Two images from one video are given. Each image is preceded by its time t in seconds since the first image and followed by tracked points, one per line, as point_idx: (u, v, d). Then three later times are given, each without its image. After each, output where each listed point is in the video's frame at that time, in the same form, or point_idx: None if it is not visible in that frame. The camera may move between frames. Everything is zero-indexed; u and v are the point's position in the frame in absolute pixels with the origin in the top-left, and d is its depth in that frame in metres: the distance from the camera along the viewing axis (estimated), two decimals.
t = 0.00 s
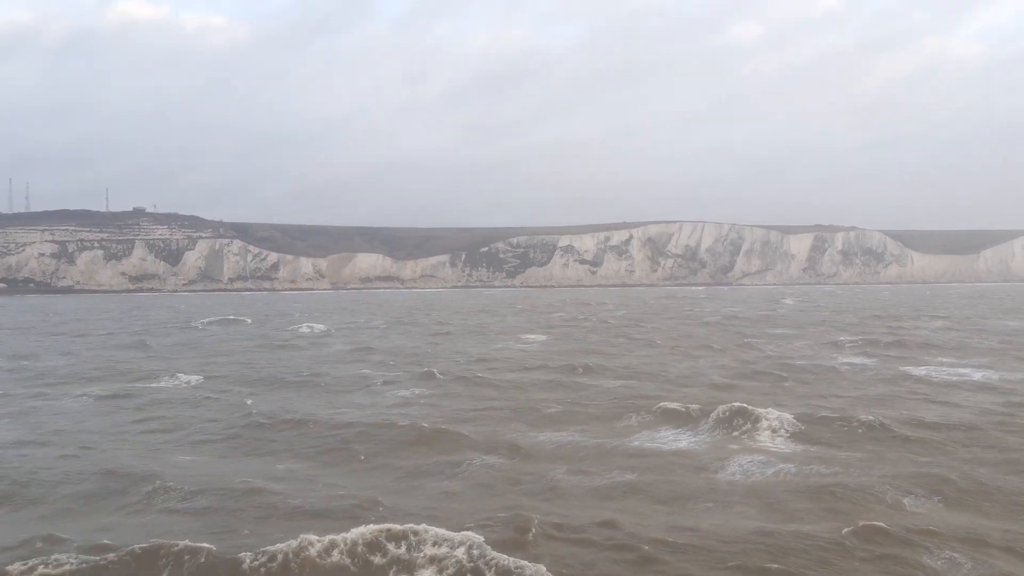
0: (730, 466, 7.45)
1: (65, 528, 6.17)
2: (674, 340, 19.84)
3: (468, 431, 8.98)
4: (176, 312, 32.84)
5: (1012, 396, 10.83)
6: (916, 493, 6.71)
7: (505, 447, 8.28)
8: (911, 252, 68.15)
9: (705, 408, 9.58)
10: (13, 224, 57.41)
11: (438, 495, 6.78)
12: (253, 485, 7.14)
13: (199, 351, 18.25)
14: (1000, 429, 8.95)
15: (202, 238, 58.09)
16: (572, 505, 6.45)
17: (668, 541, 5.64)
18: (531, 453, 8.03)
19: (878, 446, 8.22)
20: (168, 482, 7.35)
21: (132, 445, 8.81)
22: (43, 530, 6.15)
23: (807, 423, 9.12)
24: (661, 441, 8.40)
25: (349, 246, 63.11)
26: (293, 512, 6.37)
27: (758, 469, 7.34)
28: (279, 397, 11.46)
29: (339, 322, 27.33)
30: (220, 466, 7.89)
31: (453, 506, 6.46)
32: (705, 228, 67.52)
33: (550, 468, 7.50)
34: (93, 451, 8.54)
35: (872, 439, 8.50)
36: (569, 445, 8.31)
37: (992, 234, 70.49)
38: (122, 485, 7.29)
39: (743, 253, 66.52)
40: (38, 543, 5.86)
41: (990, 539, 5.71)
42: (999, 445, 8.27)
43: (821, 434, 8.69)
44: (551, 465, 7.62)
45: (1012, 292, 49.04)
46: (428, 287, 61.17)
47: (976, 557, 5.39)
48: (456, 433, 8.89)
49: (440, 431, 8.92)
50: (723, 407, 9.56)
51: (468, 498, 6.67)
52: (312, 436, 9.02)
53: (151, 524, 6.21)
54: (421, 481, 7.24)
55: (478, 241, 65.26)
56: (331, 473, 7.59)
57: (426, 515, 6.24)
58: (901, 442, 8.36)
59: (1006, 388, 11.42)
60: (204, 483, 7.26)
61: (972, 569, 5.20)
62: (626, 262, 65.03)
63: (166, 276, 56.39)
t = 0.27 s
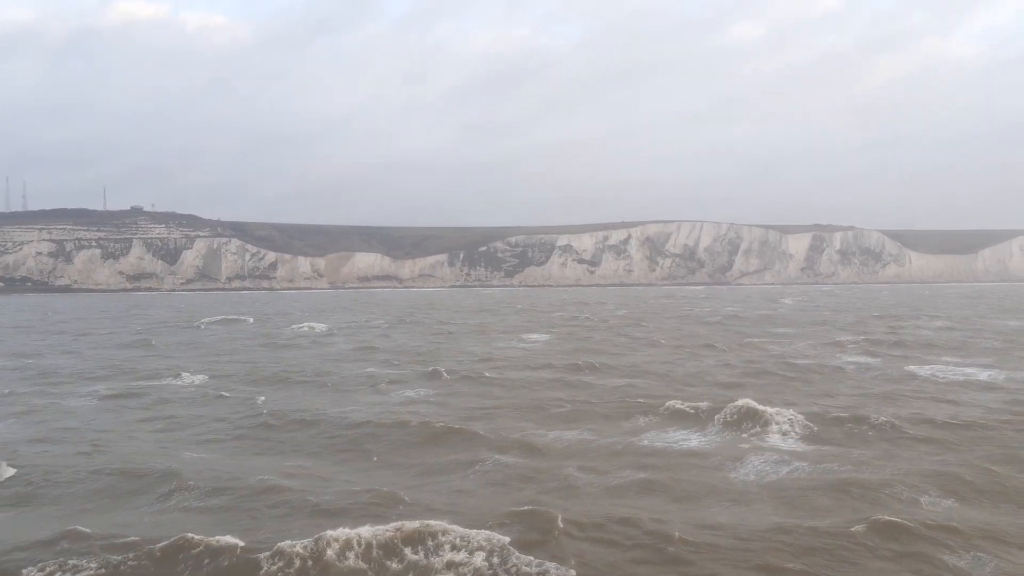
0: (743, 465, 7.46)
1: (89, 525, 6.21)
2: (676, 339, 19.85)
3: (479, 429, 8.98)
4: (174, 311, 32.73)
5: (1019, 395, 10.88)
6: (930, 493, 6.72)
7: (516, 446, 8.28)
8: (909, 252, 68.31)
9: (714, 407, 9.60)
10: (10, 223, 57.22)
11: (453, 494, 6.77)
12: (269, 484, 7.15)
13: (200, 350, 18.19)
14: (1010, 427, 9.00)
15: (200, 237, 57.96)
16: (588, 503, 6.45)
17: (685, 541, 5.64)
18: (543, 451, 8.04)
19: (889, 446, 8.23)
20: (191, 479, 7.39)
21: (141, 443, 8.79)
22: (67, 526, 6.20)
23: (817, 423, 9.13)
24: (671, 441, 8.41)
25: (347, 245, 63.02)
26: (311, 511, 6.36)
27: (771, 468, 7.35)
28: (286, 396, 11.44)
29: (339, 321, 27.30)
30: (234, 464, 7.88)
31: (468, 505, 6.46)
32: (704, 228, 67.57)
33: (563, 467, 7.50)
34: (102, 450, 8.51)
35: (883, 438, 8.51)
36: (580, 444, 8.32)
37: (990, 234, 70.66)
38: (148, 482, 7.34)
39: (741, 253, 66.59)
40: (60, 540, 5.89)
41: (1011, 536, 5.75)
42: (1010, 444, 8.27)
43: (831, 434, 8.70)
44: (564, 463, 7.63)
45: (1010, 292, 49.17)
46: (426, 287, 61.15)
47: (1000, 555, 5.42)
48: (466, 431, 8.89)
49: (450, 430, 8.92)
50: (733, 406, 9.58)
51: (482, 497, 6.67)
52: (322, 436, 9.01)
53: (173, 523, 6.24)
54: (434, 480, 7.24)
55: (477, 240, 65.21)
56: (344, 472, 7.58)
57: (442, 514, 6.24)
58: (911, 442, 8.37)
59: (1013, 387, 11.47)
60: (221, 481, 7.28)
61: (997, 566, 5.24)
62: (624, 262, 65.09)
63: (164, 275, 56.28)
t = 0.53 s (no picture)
0: (758, 465, 7.46)
1: (112, 522, 6.26)
2: (680, 339, 19.85)
3: (490, 428, 8.97)
4: (175, 310, 32.72)
5: None
6: (946, 492, 6.71)
7: (529, 445, 8.27)
8: (909, 252, 68.37)
9: (725, 406, 9.60)
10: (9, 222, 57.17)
11: (468, 494, 6.77)
12: (288, 484, 7.16)
13: (204, 350, 18.17)
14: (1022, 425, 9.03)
15: (200, 236, 57.92)
16: (604, 503, 6.44)
17: (705, 540, 5.64)
18: (556, 451, 8.04)
19: (902, 445, 8.22)
20: (215, 477, 7.43)
21: (152, 442, 8.78)
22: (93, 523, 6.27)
23: (829, 423, 9.12)
24: (683, 439, 8.42)
25: (347, 244, 62.99)
26: (329, 510, 6.38)
27: (786, 468, 7.35)
28: (294, 395, 11.43)
29: (340, 321, 27.29)
30: (248, 463, 7.89)
31: (485, 505, 6.46)
32: (703, 227, 67.58)
33: (577, 467, 7.50)
34: (113, 450, 8.51)
35: (895, 438, 8.51)
36: (593, 443, 8.32)
37: (990, 233, 70.73)
38: (174, 479, 7.41)
39: (741, 252, 66.60)
40: (84, 537, 5.94)
41: None
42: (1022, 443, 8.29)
43: (843, 434, 8.70)
44: (578, 463, 7.63)
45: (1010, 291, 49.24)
46: (426, 286, 61.15)
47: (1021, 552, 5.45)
48: (478, 430, 8.88)
49: (462, 429, 8.92)
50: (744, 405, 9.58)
51: (497, 497, 6.66)
52: (333, 435, 9.00)
53: (195, 521, 6.27)
54: (449, 479, 7.23)
55: (476, 239, 65.19)
56: (357, 471, 7.58)
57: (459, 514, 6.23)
58: (924, 442, 8.36)
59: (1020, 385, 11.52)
60: (238, 480, 7.29)
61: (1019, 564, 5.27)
62: (624, 261, 65.11)
63: (163, 274, 56.26)
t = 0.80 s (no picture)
0: (775, 462, 7.49)
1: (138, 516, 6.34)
2: (685, 337, 19.86)
3: (503, 426, 8.99)
4: (177, 308, 32.77)
5: None
6: (964, 489, 6.74)
7: (544, 443, 8.30)
8: (910, 250, 68.38)
9: (738, 404, 9.63)
10: (10, 219, 57.19)
11: (488, 489, 6.82)
12: (307, 480, 7.21)
13: (210, 347, 18.19)
14: None
15: (200, 234, 57.94)
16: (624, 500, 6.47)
17: (730, 540, 5.66)
18: (571, 448, 8.08)
19: (917, 443, 8.23)
20: (236, 472, 7.50)
21: (166, 440, 8.82)
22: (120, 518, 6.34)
23: (841, 420, 9.15)
24: (697, 437, 8.44)
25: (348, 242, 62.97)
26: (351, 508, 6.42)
27: (802, 465, 7.38)
28: (304, 391, 11.44)
29: (344, 318, 27.30)
30: (264, 460, 7.92)
31: (506, 502, 6.48)
32: (704, 225, 67.56)
33: (594, 463, 7.55)
34: (128, 447, 8.54)
35: (910, 436, 8.52)
36: (607, 440, 8.34)
37: (991, 231, 70.76)
38: (198, 475, 7.50)
39: (742, 250, 66.62)
40: (111, 533, 6.01)
41: None
42: None
43: (857, 431, 8.73)
44: (594, 459, 7.67)
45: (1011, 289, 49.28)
46: (427, 284, 61.18)
47: None
48: (492, 427, 8.92)
49: (475, 426, 8.95)
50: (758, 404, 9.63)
51: (519, 494, 6.68)
52: (347, 432, 9.00)
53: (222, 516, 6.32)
54: (468, 474, 7.27)
55: (477, 237, 65.17)
56: (374, 468, 7.61)
57: (481, 511, 6.27)
58: (939, 440, 8.36)
59: None
60: (258, 477, 7.34)
61: None
62: (625, 259, 65.12)
63: (165, 273, 56.29)
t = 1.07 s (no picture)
0: (791, 460, 7.50)
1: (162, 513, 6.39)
2: (692, 335, 19.84)
3: (518, 424, 9.01)
4: (181, 306, 32.80)
5: None
6: (982, 488, 6.73)
7: (559, 441, 8.32)
8: (913, 247, 68.32)
9: (751, 403, 9.65)
10: (12, 218, 57.23)
11: (507, 487, 6.83)
12: (325, 478, 7.22)
13: (216, 345, 18.20)
14: None
15: (202, 232, 57.97)
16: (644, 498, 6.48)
17: (753, 539, 5.68)
18: (586, 446, 8.09)
19: (932, 441, 8.22)
20: (256, 470, 7.54)
21: (180, 437, 8.83)
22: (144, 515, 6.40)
23: (854, 419, 9.15)
24: (712, 435, 8.46)
25: (350, 240, 62.97)
26: (371, 507, 6.44)
27: (818, 463, 7.38)
28: (315, 389, 11.45)
29: (348, 316, 27.32)
30: (281, 458, 7.93)
31: (526, 501, 6.49)
32: (706, 222, 67.50)
33: (611, 461, 7.56)
34: (143, 445, 8.57)
35: (924, 434, 8.51)
36: (622, 438, 8.35)
37: (993, 229, 70.70)
38: (219, 472, 7.55)
39: (744, 247, 66.60)
40: (135, 531, 6.05)
41: None
42: None
43: (871, 429, 8.74)
44: (610, 457, 7.69)
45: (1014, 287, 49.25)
46: (429, 282, 61.18)
47: None
48: (506, 425, 8.94)
49: (490, 425, 8.95)
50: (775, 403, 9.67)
51: (538, 492, 6.68)
52: (360, 430, 9.02)
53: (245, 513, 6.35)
54: (485, 471, 7.28)
55: (479, 235, 65.14)
56: (392, 465, 7.63)
57: (501, 510, 6.28)
58: (955, 438, 8.35)
59: None
60: (277, 475, 7.37)
61: None
62: (627, 257, 65.11)
63: (166, 271, 56.32)
